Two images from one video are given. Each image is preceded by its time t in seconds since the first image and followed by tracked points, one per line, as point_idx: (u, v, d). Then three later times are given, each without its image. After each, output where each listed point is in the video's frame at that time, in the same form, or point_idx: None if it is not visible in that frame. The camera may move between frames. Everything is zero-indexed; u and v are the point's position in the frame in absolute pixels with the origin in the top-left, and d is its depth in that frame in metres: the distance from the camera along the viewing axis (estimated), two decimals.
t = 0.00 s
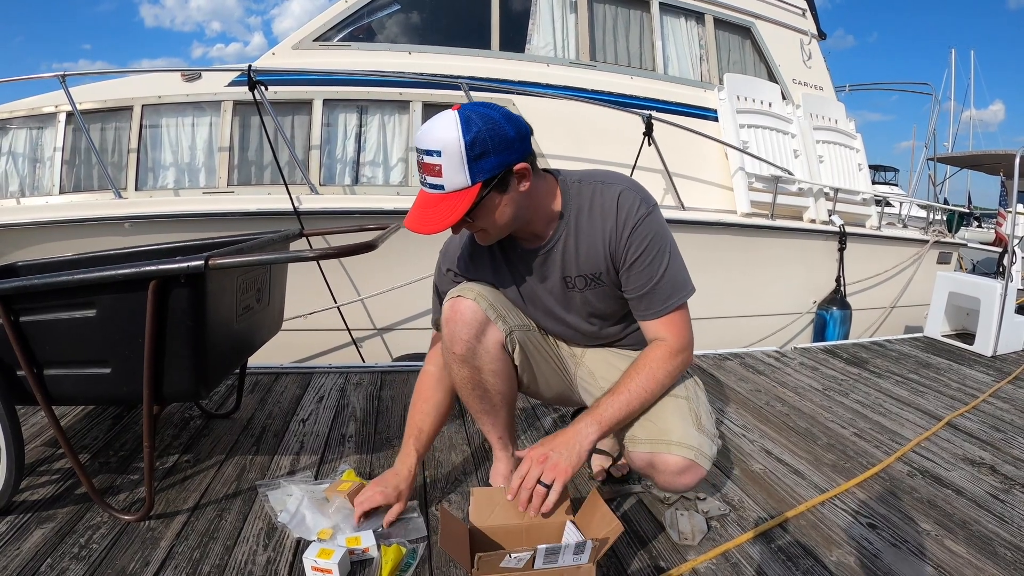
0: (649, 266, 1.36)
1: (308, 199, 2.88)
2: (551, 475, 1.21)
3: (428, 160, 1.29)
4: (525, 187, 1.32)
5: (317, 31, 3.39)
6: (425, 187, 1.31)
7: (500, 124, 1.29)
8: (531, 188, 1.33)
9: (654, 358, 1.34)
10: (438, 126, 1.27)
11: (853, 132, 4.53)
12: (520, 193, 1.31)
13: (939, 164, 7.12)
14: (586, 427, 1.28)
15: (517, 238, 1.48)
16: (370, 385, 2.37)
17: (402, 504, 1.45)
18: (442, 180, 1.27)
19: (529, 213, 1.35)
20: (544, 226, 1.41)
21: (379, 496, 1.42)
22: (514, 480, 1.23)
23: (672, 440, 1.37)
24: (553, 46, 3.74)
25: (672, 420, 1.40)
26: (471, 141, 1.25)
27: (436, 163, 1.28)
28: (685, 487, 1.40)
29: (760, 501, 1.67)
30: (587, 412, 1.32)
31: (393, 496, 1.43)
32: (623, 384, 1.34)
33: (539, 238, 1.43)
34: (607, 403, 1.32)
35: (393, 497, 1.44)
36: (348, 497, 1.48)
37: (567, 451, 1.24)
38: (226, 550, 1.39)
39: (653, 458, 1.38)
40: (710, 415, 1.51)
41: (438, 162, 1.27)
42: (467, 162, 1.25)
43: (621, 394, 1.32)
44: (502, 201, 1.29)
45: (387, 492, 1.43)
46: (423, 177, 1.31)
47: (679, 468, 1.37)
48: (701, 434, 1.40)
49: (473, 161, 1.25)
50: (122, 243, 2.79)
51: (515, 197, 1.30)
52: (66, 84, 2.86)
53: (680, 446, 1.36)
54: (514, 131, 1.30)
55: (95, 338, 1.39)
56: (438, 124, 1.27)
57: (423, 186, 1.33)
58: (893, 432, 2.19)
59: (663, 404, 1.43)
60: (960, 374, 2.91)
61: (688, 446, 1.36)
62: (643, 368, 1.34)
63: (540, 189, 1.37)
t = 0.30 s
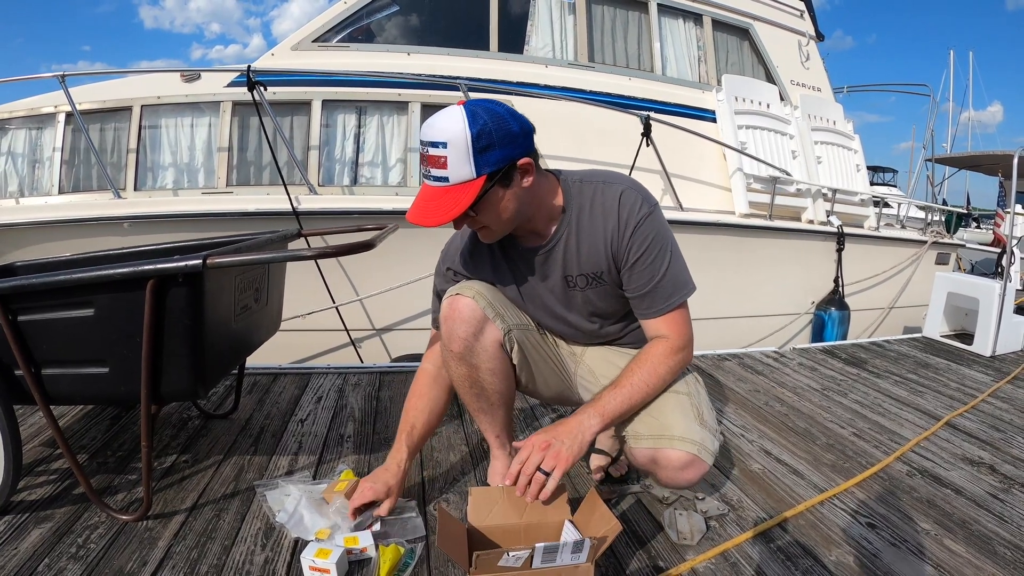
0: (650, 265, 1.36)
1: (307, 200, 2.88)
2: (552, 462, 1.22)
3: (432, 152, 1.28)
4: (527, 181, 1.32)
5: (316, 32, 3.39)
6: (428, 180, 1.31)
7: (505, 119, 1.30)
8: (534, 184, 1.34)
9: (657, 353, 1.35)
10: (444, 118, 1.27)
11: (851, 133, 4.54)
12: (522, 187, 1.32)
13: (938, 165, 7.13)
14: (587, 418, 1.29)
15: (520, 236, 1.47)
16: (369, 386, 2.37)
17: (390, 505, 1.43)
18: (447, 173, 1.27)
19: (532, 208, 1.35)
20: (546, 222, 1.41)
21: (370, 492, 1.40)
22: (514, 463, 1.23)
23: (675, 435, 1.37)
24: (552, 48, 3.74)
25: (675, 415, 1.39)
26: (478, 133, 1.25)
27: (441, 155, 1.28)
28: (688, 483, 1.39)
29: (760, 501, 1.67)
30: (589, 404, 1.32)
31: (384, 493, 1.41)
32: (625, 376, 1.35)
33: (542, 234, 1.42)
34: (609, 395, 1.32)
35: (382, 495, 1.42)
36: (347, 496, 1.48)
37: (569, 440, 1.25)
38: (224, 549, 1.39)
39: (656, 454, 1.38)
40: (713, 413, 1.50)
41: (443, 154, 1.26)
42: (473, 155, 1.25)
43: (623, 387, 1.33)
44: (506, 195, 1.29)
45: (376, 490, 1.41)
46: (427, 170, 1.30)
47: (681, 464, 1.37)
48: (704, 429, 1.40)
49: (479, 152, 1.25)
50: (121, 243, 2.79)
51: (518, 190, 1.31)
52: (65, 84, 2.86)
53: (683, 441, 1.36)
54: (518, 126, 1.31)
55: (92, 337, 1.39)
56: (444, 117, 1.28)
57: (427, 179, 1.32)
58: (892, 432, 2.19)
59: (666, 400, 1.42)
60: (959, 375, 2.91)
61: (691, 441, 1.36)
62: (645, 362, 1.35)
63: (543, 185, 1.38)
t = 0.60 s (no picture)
0: (654, 261, 1.37)
1: (307, 198, 2.88)
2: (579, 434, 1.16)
3: (469, 94, 1.31)
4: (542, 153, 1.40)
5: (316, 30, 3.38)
6: (468, 117, 1.28)
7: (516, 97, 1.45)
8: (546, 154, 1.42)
9: (661, 348, 1.35)
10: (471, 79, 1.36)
11: (851, 133, 4.53)
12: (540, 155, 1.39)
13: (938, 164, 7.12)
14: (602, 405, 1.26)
15: (526, 234, 1.43)
16: (369, 384, 2.37)
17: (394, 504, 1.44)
18: (489, 105, 1.29)
19: (549, 184, 1.38)
20: (551, 218, 1.40)
21: (370, 495, 1.41)
22: (554, 407, 1.11)
23: (681, 437, 1.37)
24: (553, 46, 3.74)
25: (681, 417, 1.39)
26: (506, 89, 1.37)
27: (478, 97, 1.31)
28: (695, 484, 1.39)
29: (760, 500, 1.67)
30: (596, 394, 1.29)
31: (384, 495, 1.42)
32: (630, 370, 1.34)
33: (545, 229, 1.41)
34: (616, 388, 1.30)
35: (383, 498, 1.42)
36: (348, 496, 1.49)
37: (590, 420, 1.20)
38: (223, 547, 1.39)
39: (663, 456, 1.38)
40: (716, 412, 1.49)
41: (483, 92, 1.31)
42: (509, 98, 1.33)
43: (630, 381, 1.32)
44: (532, 149, 1.35)
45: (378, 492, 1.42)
46: (465, 107, 1.29)
47: (688, 466, 1.37)
48: (710, 430, 1.40)
49: (513, 99, 1.34)
50: (120, 241, 2.79)
51: (539, 154, 1.37)
52: (65, 83, 2.86)
53: (690, 443, 1.36)
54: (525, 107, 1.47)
55: (92, 335, 1.39)
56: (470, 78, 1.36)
57: (462, 120, 1.29)
58: (892, 431, 2.18)
59: (673, 402, 1.42)
60: (958, 374, 2.91)
61: (697, 443, 1.36)
62: (651, 357, 1.34)
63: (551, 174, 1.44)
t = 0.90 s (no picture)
0: (657, 265, 1.37)
1: (308, 199, 2.88)
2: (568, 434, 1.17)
3: (471, 104, 1.27)
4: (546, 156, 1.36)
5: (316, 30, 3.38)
6: (468, 132, 1.26)
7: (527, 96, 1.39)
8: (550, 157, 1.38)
9: (661, 351, 1.36)
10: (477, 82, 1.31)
11: (852, 134, 4.53)
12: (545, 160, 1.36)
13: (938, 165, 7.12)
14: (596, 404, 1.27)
15: (525, 235, 1.43)
16: (369, 384, 2.37)
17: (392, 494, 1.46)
18: (491, 119, 1.26)
19: (551, 191, 1.36)
20: (552, 221, 1.40)
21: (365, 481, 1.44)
22: (542, 411, 1.12)
23: (679, 440, 1.37)
24: (553, 47, 3.74)
25: (680, 420, 1.39)
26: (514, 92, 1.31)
27: (481, 107, 1.27)
28: (692, 487, 1.39)
29: (759, 501, 1.67)
30: (593, 393, 1.30)
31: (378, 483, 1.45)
32: (629, 372, 1.35)
33: (544, 233, 1.42)
34: (613, 389, 1.31)
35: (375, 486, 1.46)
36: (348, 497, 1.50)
37: (583, 420, 1.21)
38: (223, 548, 1.39)
39: (660, 458, 1.38)
40: (716, 415, 1.50)
41: (487, 103, 1.27)
42: (513, 108, 1.28)
43: (626, 383, 1.32)
44: (535, 158, 1.31)
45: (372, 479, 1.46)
46: (466, 121, 1.27)
47: (686, 468, 1.37)
48: (708, 434, 1.39)
49: (518, 109, 1.29)
50: (121, 242, 2.79)
51: (543, 160, 1.34)
52: (65, 83, 2.86)
53: (687, 446, 1.36)
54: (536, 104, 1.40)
55: (92, 334, 1.39)
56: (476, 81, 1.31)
57: (462, 134, 1.27)
58: (892, 432, 2.18)
59: (672, 405, 1.42)
60: (959, 375, 2.91)
61: (695, 446, 1.36)
62: (650, 359, 1.35)
63: (555, 176, 1.42)
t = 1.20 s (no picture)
0: (656, 272, 1.36)
1: (308, 199, 2.88)
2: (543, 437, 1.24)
3: (455, 137, 1.27)
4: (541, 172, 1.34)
5: (316, 30, 3.38)
6: (451, 167, 1.29)
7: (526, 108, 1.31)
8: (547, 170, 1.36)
9: (651, 360, 1.37)
10: (466, 105, 1.27)
11: (852, 132, 4.53)
12: (539, 176, 1.33)
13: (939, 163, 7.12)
14: (579, 409, 1.32)
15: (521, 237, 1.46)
16: (369, 384, 2.37)
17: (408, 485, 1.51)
18: (473, 157, 1.25)
19: (543, 207, 1.36)
20: (551, 222, 1.40)
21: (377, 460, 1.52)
22: (510, 417, 1.25)
23: (672, 444, 1.37)
24: (553, 46, 3.74)
25: (674, 424, 1.39)
26: (503, 117, 1.26)
27: (465, 140, 1.26)
28: (685, 491, 1.39)
29: (759, 501, 1.67)
30: (580, 396, 1.35)
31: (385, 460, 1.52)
32: (619, 378, 1.37)
33: (545, 235, 1.43)
34: (600, 394, 1.35)
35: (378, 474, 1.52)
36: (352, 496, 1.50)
37: (562, 425, 1.27)
38: (224, 548, 1.39)
39: (652, 461, 1.38)
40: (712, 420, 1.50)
41: (468, 139, 1.25)
42: (499, 140, 1.25)
43: (614, 390, 1.36)
44: (528, 179, 1.29)
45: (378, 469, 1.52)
46: (449, 156, 1.28)
47: (678, 473, 1.37)
48: (702, 438, 1.39)
49: (503, 139, 1.25)
50: (121, 242, 2.80)
51: (535, 180, 1.32)
52: (65, 84, 2.86)
53: (680, 450, 1.36)
54: (537, 114, 1.33)
55: (93, 335, 1.39)
56: (465, 104, 1.27)
57: (447, 166, 1.30)
58: (892, 432, 2.19)
59: (666, 408, 1.42)
60: (959, 374, 2.91)
61: (688, 450, 1.36)
62: (642, 367, 1.37)
63: (553, 184, 1.39)
